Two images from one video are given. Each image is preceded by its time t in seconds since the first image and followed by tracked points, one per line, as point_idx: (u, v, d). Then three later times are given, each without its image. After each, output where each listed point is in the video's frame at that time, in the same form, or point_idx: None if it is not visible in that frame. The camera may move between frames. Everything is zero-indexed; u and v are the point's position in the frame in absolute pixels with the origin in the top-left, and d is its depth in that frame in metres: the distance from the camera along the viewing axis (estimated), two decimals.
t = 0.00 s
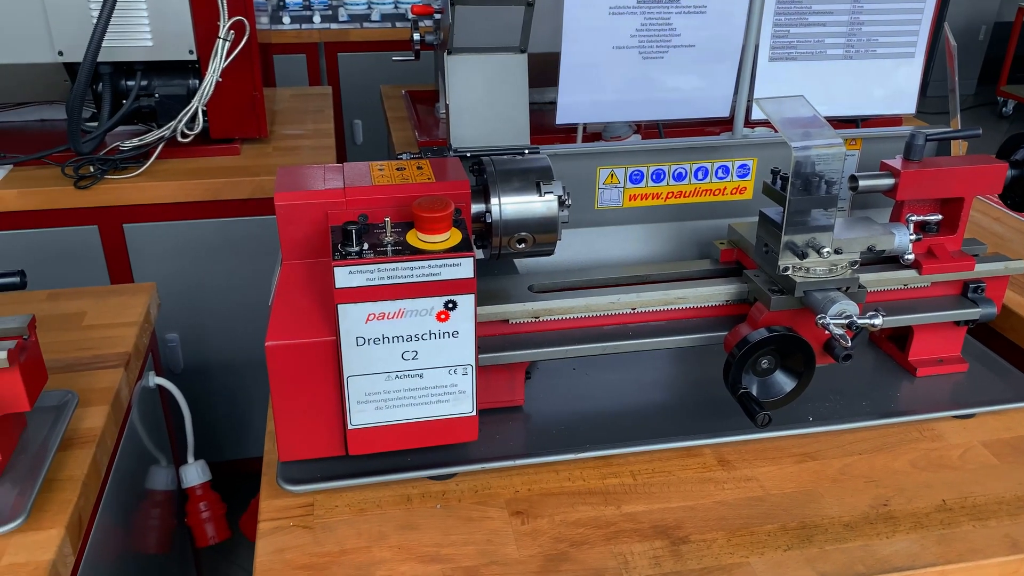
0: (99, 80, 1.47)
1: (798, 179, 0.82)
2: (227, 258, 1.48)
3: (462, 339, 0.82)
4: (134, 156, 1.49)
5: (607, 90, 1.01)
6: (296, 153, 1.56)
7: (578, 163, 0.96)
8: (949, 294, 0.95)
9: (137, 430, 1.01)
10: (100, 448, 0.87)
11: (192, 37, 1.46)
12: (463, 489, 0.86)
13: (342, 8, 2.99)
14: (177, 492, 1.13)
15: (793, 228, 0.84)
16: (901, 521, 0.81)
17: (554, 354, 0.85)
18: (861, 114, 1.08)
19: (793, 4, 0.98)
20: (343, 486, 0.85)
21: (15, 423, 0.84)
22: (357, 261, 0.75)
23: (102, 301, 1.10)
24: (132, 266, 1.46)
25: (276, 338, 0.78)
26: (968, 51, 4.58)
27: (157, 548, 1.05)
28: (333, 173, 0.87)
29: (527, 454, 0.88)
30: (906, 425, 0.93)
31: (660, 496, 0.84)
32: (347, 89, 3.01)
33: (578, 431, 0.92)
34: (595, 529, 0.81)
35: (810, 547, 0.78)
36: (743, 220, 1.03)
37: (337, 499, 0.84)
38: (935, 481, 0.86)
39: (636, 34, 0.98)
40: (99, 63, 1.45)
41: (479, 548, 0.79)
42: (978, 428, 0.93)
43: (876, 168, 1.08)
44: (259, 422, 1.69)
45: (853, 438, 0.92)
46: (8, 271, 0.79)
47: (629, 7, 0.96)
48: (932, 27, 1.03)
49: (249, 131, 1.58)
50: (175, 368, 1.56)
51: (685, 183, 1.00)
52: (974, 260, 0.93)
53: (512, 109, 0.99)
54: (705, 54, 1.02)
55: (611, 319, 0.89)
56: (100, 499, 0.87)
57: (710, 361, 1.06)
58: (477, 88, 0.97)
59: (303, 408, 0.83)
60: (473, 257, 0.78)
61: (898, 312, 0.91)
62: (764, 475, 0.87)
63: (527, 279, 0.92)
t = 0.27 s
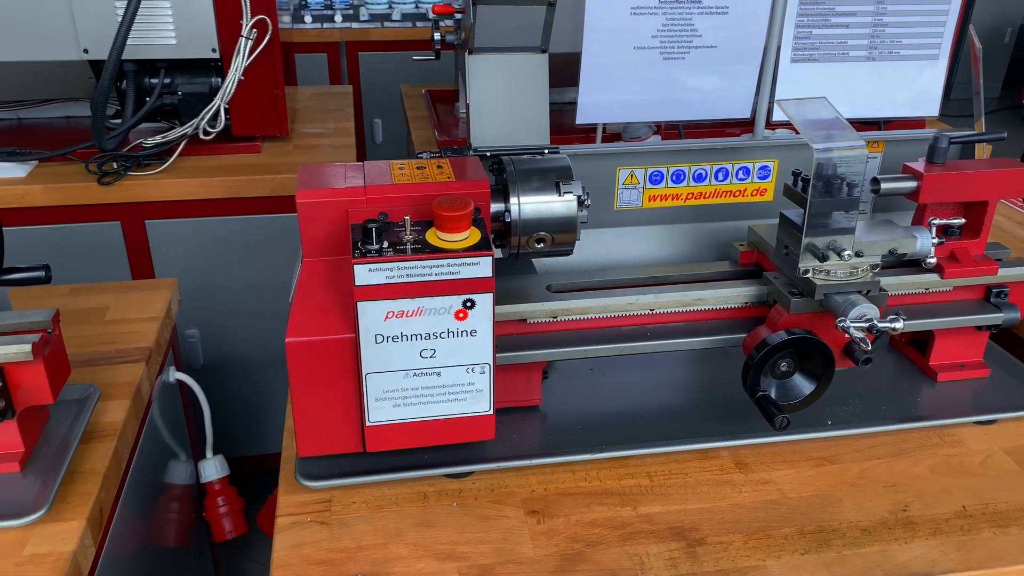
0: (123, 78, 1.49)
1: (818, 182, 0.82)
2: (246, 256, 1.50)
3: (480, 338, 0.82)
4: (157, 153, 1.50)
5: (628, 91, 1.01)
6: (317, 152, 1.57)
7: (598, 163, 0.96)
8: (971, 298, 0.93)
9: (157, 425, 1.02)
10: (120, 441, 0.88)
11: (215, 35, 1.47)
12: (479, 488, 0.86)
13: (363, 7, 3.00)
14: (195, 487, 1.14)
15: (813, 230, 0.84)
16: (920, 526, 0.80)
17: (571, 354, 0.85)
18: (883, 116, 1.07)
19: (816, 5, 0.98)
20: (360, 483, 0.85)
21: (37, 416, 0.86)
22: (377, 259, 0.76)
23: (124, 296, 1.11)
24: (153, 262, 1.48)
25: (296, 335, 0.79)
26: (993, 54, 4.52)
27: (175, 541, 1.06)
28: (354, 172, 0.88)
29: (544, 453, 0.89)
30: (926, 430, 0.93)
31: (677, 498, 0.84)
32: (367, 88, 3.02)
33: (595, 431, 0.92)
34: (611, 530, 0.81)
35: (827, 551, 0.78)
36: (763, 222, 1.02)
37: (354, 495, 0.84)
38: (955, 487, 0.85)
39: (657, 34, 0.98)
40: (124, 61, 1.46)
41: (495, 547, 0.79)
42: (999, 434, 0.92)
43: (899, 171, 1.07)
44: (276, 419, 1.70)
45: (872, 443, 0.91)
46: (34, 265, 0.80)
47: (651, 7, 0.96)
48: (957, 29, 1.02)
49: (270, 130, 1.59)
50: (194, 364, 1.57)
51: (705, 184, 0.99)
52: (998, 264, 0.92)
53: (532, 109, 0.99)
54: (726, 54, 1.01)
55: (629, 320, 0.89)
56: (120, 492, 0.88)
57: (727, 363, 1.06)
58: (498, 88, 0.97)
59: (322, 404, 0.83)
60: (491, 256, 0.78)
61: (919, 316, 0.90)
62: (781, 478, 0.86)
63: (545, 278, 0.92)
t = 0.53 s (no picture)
0: (148, 75, 1.51)
1: (841, 184, 0.81)
2: (266, 253, 1.51)
3: (499, 337, 0.82)
4: (179, 150, 1.51)
5: (650, 91, 1.01)
6: (337, 150, 1.57)
7: (619, 163, 0.96)
8: (994, 303, 0.93)
9: (177, 419, 1.03)
10: (142, 435, 0.89)
11: (239, 34, 1.48)
12: (496, 486, 0.86)
13: (384, 7, 3.02)
14: (214, 482, 1.15)
15: (835, 233, 0.84)
16: (940, 532, 0.79)
17: (590, 354, 0.85)
18: (907, 118, 1.06)
19: (842, 5, 0.97)
20: (378, 479, 0.86)
21: (61, 409, 0.87)
22: (398, 256, 0.76)
23: (147, 291, 1.12)
24: (174, 258, 1.49)
25: (317, 331, 0.80)
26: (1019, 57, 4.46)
27: (194, 535, 1.07)
28: (376, 170, 0.88)
29: (561, 453, 0.89)
30: (947, 436, 0.92)
31: (695, 500, 0.84)
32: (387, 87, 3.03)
33: (613, 432, 0.92)
34: (628, 530, 0.80)
35: (846, 555, 0.77)
36: (784, 224, 1.02)
37: (372, 491, 0.85)
38: (976, 493, 0.84)
39: (679, 35, 0.98)
40: (148, 59, 1.48)
41: (512, 545, 0.79)
42: (1022, 441, 0.91)
43: (923, 174, 1.06)
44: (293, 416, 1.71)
45: (892, 447, 0.90)
46: (60, 259, 0.81)
47: (674, 7, 0.96)
48: (984, 31, 1.02)
49: (293, 128, 1.60)
50: (214, 360, 1.59)
51: (727, 185, 0.99)
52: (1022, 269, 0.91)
53: (553, 110, 0.99)
54: (749, 56, 1.01)
55: (649, 321, 0.89)
56: (141, 485, 0.89)
57: (747, 366, 1.05)
58: (520, 87, 0.98)
59: (341, 400, 0.84)
60: (511, 255, 0.78)
61: (941, 321, 0.89)
62: (800, 482, 0.86)
63: (565, 278, 0.92)
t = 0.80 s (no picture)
0: (173, 73, 1.53)
1: (866, 186, 0.81)
2: (286, 251, 1.52)
3: (519, 336, 0.82)
4: (204, 148, 1.53)
5: (673, 92, 1.01)
6: (360, 149, 1.58)
7: (641, 163, 0.96)
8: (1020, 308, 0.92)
9: (199, 414, 1.04)
10: (165, 428, 0.90)
11: (263, 32, 1.50)
12: (515, 485, 0.86)
13: (407, 7, 3.03)
14: (234, 476, 1.16)
15: (859, 236, 0.83)
16: (962, 539, 0.79)
17: (610, 355, 0.85)
18: (933, 121, 1.05)
19: (867, 7, 0.96)
20: (398, 476, 0.86)
21: (86, 401, 0.89)
22: (419, 255, 0.77)
23: (171, 287, 1.14)
24: (197, 255, 1.51)
25: (339, 328, 0.80)
26: None
27: (214, 529, 1.08)
28: (398, 169, 0.89)
29: (580, 453, 0.89)
30: (970, 442, 0.91)
31: (714, 502, 0.84)
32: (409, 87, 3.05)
33: (632, 432, 0.92)
34: (647, 531, 0.80)
35: (866, 560, 0.77)
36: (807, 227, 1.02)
37: (391, 488, 0.85)
38: (1000, 500, 0.83)
39: (703, 36, 0.98)
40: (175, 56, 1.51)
41: (530, 544, 0.79)
42: None
43: (949, 177, 1.05)
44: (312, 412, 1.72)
45: (914, 452, 0.90)
46: (87, 254, 0.82)
47: (697, 8, 0.96)
48: (1013, 33, 1.01)
49: (316, 127, 1.61)
50: (236, 355, 1.60)
51: (750, 187, 0.99)
52: None
53: (576, 110, 0.99)
54: (773, 57, 1.01)
55: (670, 322, 0.89)
56: (164, 478, 0.90)
57: (767, 369, 1.05)
58: (543, 87, 0.98)
59: (362, 397, 0.84)
60: (532, 254, 0.78)
61: (966, 325, 0.89)
62: (820, 485, 0.85)
63: (585, 278, 0.92)
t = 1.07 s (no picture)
0: (202, 71, 1.55)
1: (894, 189, 0.80)
2: (309, 248, 1.53)
3: (541, 335, 0.82)
4: (231, 145, 1.55)
5: (698, 93, 1.02)
6: (384, 148, 1.59)
7: (666, 164, 0.96)
8: None
9: (223, 409, 1.05)
10: (190, 422, 0.91)
11: (290, 31, 1.51)
12: (536, 484, 0.86)
13: (433, 6, 3.05)
14: (257, 471, 1.18)
15: (886, 239, 0.83)
16: (987, 547, 0.78)
17: (633, 355, 0.85)
18: (963, 124, 1.04)
19: (897, 9, 0.96)
20: (419, 473, 0.87)
21: (113, 393, 0.90)
22: (443, 253, 0.77)
23: (198, 283, 1.15)
24: (222, 251, 1.52)
25: (363, 325, 0.81)
26: None
27: (236, 523, 1.09)
28: (423, 168, 0.89)
29: (601, 453, 0.89)
30: (997, 449, 0.90)
31: (735, 505, 0.83)
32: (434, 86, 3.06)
33: (654, 434, 0.92)
34: (667, 533, 0.80)
35: (889, 567, 0.76)
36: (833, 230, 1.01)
37: (413, 485, 0.86)
38: None
39: (730, 37, 0.98)
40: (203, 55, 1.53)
41: (550, 543, 0.79)
42: None
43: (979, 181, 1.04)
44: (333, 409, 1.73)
45: (939, 458, 0.89)
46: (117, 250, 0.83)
47: (725, 9, 0.96)
48: None
49: (341, 125, 1.62)
50: (259, 351, 1.62)
51: (776, 189, 0.99)
52: None
53: (601, 110, 1.00)
54: (801, 58, 1.00)
55: (693, 323, 0.89)
56: (188, 471, 0.91)
57: (790, 372, 1.04)
58: (568, 87, 0.99)
59: (385, 393, 0.85)
60: (556, 254, 0.78)
61: (994, 331, 0.88)
62: (843, 490, 0.85)
63: (608, 279, 0.92)
